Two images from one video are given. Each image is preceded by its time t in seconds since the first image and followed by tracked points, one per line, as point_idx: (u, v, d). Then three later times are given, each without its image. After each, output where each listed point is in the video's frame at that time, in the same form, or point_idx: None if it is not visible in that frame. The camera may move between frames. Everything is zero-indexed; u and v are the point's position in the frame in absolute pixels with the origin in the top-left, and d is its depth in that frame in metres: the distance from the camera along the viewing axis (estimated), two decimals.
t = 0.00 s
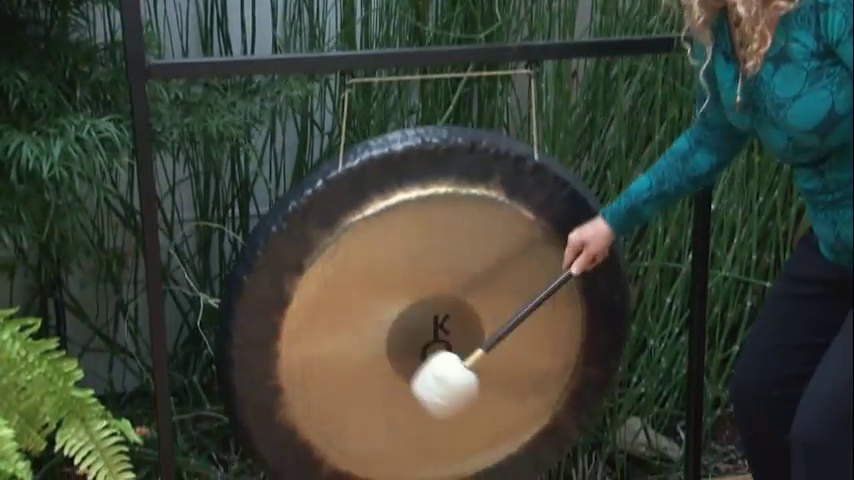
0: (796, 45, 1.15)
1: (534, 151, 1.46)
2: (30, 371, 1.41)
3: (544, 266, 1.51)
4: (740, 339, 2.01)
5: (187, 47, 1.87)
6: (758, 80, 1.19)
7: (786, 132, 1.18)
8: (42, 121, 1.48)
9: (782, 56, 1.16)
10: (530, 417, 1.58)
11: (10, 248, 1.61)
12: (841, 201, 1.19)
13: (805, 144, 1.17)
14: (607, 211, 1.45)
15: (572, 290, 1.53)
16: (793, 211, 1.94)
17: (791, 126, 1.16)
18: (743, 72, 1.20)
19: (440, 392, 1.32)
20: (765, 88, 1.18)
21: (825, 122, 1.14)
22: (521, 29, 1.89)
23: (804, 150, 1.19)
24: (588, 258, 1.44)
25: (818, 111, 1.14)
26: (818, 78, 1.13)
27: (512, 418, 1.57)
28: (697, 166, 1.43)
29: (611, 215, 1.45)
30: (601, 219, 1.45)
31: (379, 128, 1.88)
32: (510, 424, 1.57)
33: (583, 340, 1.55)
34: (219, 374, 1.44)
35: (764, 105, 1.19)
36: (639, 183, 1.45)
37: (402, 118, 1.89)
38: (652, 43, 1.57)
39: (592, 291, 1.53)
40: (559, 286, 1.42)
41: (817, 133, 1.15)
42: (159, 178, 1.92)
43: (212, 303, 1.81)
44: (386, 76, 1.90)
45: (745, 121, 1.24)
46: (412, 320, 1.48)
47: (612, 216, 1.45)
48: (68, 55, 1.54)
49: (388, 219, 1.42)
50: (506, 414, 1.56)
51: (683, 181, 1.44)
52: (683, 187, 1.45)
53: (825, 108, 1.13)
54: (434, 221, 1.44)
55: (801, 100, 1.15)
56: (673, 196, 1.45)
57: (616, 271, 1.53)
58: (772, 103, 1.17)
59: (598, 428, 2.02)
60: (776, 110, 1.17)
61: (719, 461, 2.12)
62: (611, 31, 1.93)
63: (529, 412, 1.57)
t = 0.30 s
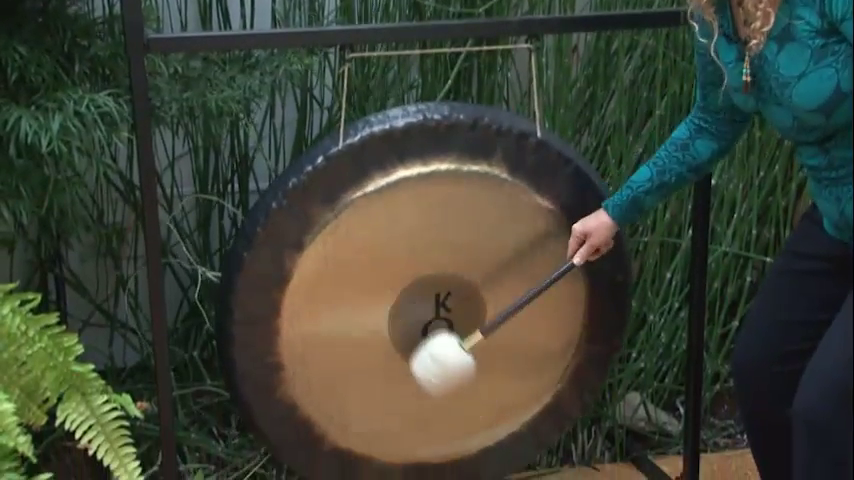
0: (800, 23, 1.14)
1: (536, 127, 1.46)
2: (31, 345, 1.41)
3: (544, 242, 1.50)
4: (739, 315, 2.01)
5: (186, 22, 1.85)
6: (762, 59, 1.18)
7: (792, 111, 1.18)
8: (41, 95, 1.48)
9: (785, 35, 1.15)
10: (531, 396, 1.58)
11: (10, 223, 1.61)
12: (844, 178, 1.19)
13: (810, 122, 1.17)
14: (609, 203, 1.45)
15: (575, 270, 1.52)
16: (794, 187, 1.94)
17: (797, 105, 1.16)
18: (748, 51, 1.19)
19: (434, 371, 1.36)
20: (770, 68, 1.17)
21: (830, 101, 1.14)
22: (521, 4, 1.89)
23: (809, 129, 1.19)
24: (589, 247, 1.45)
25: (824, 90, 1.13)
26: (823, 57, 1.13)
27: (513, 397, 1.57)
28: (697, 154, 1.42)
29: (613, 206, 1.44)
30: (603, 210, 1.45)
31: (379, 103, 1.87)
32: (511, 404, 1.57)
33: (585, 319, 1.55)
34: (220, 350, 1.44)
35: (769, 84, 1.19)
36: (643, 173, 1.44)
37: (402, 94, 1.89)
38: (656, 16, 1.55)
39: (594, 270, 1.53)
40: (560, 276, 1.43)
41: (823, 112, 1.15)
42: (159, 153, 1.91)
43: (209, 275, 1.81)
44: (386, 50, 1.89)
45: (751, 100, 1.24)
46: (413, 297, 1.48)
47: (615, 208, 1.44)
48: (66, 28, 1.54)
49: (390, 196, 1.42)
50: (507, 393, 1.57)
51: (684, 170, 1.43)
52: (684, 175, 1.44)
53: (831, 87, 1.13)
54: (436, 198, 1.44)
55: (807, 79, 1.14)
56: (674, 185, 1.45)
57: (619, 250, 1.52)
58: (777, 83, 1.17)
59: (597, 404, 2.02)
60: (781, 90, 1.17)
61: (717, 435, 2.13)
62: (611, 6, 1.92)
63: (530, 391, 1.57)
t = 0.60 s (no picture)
0: (797, 20, 1.14)
1: (538, 112, 1.45)
2: (30, 329, 1.41)
3: (546, 226, 1.50)
4: (740, 299, 2.02)
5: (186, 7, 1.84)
6: (762, 56, 1.19)
7: (792, 107, 1.18)
8: (40, 79, 1.48)
9: (783, 32, 1.15)
10: (538, 387, 1.58)
11: (10, 207, 1.61)
12: (847, 171, 1.18)
13: (810, 116, 1.17)
14: (602, 218, 1.44)
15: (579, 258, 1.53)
16: (793, 172, 1.94)
17: (797, 101, 1.16)
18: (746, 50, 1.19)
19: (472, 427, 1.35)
20: (770, 65, 1.18)
21: (830, 98, 1.13)
22: None
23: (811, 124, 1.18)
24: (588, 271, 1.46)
25: (823, 87, 1.13)
26: (821, 52, 1.12)
27: (520, 389, 1.57)
28: (681, 157, 1.40)
29: (606, 222, 1.44)
30: (597, 226, 1.45)
31: (380, 87, 1.87)
32: (519, 397, 1.57)
33: (589, 308, 1.56)
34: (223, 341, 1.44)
35: (770, 81, 1.19)
36: (626, 187, 1.42)
37: (402, 77, 1.89)
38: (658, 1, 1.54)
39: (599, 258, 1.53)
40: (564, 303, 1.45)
41: (823, 107, 1.14)
42: (158, 137, 1.91)
43: (215, 265, 1.80)
44: (386, 34, 1.88)
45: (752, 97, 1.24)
46: (418, 287, 1.48)
47: (607, 224, 1.44)
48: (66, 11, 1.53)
49: (393, 182, 1.41)
50: (514, 386, 1.56)
51: (670, 176, 1.41)
52: (670, 181, 1.42)
53: (829, 83, 1.12)
54: (439, 184, 1.44)
55: (805, 76, 1.14)
56: (660, 191, 1.42)
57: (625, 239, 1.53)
58: (778, 79, 1.17)
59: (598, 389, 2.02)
60: (781, 86, 1.17)
61: (717, 419, 2.13)
62: None
63: (536, 383, 1.57)
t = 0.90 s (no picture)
0: (797, 12, 1.14)
1: (536, 98, 1.45)
2: (31, 315, 1.41)
3: (545, 214, 1.50)
4: (739, 286, 2.02)
5: None
6: (763, 49, 1.18)
7: (794, 99, 1.18)
8: (39, 66, 1.48)
9: (783, 25, 1.15)
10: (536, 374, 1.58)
11: (10, 193, 1.61)
12: (850, 160, 1.18)
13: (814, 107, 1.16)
14: (597, 215, 1.42)
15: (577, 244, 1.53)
16: (794, 158, 1.93)
17: (799, 92, 1.16)
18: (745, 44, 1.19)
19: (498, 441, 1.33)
20: (770, 57, 1.17)
21: (832, 89, 1.12)
22: None
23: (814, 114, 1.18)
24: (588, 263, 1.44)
25: (825, 78, 1.12)
26: (823, 43, 1.12)
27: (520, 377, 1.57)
28: (672, 150, 1.39)
29: (601, 218, 1.42)
30: (592, 222, 1.43)
31: (380, 74, 1.87)
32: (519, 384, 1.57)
33: (588, 294, 1.56)
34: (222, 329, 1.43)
35: (770, 73, 1.18)
36: (616, 182, 1.41)
37: (402, 64, 1.88)
38: None
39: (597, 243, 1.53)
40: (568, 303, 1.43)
41: (826, 98, 1.14)
42: (158, 125, 1.91)
43: (213, 249, 1.80)
44: (386, 20, 1.88)
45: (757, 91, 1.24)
46: (417, 274, 1.48)
47: (603, 220, 1.42)
48: None
49: (392, 168, 1.41)
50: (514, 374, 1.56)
51: (662, 170, 1.40)
52: (661, 175, 1.41)
53: (832, 75, 1.12)
54: (436, 170, 1.43)
55: (807, 68, 1.13)
56: (652, 186, 1.41)
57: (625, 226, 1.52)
58: (779, 71, 1.17)
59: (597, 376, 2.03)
60: (782, 78, 1.17)
61: (717, 406, 2.14)
62: None
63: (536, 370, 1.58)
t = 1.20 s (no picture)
0: None
1: (536, 92, 1.45)
2: (31, 310, 1.41)
3: (545, 208, 1.50)
4: (739, 281, 2.01)
5: None
6: (768, 9, 1.19)
7: (793, 63, 1.18)
8: (38, 59, 1.48)
9: None
10: (535, 365, 1.58)
11: (10, 188, 1.61)
12: (844, 133, 1.17)
13: (811, 74, 1.17)
14: (615, 144, 1.46)
15: (577, 236, 1.52)
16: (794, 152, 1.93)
17: (799, 57, 1.16)
18: None
19: (455, 330, 1.29)
20: (775, 18, 1.18)
21: (832, 55, 1.13)
22: None
23: (811, 82, 1.18)
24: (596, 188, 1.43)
25: (827, 42, 1.13)
26: (828, 8, 1.13)
27: (516, 366, 1.57)
28: (706, 96, 1.42)
29: (618, 147, 1.46)
30: (610, 151, 1.46)
31: (380, 69, 1.87)
32: (514, 374, 1.58)
33: (588, 286, 1.55)
34: (221, 320, 1.44)
35: (774, 35, 1.19)
36: (648, 113, 1.46)
37: (402, 59, 1.88)
38: None
39: (596, 236, 1.52)
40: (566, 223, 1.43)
41: (824, 65, 1.14)
42: (157, 119, 1.91)
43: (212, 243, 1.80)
44: (386, 14, 1.87)
45: (757, 53, 1.25)
46: (415, 267, 1.47)
47: (620, 151, 1.46)
48: None
49: (390, 160, 1.41)
50: (510, 364, 1.57)
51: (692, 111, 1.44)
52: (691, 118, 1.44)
53: (834, 39, 1.12)
54: (434, 161, 1.43)
55: (810, 30, 1.14)
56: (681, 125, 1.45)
57: (624, 218, 1.52)
58: (781, 33, 1.17)
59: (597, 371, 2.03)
60: (785, 40, 1.17)
61: (717, 401, 2.14)
62: None
63: (533, 361, 1.58)
